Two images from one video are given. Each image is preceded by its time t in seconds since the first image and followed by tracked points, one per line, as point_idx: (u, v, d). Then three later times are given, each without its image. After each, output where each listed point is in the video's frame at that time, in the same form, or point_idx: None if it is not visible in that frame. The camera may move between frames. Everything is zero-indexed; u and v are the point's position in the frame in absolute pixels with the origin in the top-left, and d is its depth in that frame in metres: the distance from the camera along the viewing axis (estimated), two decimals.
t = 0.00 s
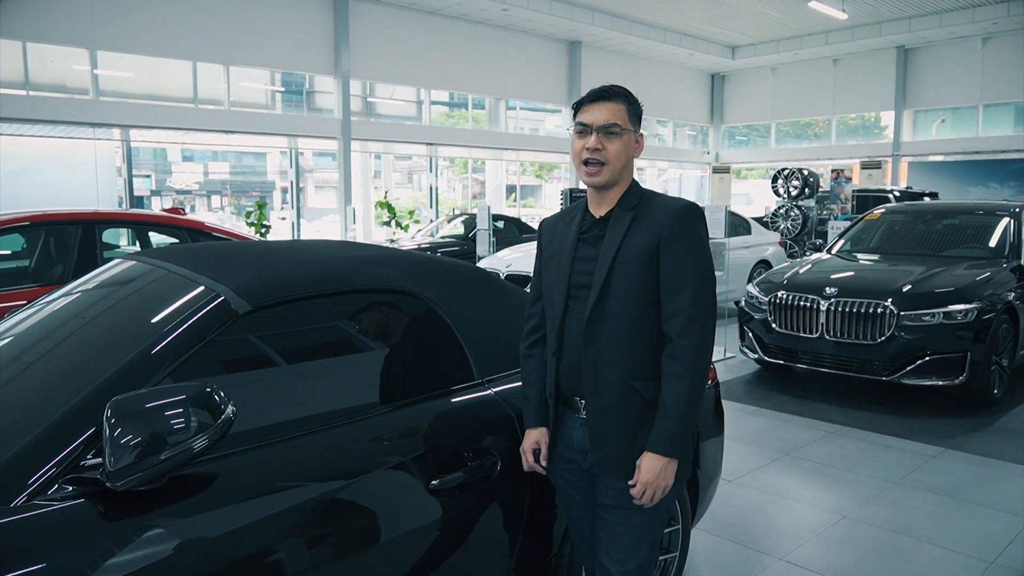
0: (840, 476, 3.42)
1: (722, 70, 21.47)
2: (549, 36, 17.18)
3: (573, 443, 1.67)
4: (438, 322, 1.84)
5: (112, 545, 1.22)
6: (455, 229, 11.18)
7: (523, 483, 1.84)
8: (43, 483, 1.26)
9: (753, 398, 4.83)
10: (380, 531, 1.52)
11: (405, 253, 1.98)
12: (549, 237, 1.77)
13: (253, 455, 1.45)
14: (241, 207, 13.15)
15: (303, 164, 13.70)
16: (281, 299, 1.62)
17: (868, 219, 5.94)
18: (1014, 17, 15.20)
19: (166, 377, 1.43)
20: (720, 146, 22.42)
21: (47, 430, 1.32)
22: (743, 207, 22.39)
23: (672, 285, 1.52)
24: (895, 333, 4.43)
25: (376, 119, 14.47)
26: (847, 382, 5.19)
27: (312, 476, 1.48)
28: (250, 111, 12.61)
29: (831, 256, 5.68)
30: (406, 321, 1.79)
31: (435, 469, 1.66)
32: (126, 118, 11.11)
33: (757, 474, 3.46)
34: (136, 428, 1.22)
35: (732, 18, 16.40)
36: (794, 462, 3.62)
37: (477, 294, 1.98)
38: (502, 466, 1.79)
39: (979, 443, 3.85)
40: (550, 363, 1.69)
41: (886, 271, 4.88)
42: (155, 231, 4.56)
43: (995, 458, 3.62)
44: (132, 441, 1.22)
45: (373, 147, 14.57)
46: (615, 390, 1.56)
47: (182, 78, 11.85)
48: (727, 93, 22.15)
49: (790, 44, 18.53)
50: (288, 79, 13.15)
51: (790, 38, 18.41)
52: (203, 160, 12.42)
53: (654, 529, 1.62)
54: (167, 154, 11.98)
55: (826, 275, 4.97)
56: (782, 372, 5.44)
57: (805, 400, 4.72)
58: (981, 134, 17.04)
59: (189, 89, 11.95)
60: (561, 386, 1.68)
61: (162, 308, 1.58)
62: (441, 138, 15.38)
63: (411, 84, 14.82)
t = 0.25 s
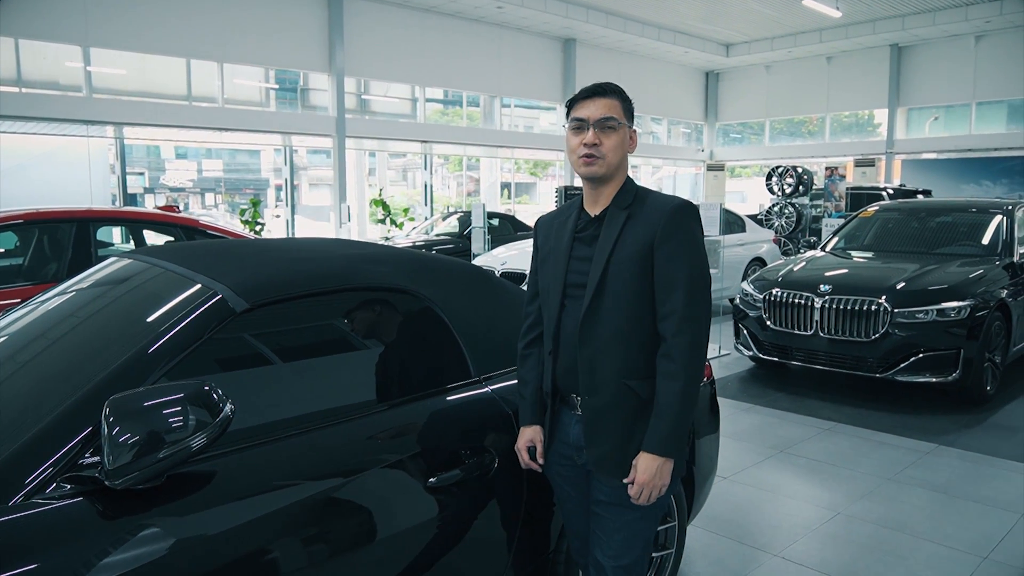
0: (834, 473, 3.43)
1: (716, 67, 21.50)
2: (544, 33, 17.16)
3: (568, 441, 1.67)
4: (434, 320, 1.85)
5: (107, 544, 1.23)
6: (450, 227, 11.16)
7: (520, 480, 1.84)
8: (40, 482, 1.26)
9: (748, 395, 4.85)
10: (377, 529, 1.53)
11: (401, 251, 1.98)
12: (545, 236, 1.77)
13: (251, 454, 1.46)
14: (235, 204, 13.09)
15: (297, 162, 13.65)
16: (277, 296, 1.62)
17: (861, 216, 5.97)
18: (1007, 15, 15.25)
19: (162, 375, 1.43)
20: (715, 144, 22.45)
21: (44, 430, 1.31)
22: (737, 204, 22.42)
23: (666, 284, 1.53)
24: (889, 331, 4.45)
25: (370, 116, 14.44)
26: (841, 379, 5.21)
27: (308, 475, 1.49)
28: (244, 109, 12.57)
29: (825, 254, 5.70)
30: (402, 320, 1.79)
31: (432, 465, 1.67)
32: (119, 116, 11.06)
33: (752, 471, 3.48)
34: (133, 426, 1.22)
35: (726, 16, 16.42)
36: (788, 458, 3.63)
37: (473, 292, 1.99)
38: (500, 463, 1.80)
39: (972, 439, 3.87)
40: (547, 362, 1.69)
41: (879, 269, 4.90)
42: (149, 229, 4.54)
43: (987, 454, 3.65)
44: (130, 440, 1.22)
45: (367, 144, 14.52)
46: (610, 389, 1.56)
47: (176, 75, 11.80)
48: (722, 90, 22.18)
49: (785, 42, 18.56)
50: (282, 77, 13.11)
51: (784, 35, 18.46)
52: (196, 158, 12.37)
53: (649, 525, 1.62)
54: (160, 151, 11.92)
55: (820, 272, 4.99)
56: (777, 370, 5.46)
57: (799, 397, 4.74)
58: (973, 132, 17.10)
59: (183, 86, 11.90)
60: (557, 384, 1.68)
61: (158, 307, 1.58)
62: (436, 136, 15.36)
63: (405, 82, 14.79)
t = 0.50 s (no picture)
0: (830, 470, 3.45)
1: (712, 65, 21.52)
2: (540, 31, 17.16)
3: (566, 441, 1.67)
4: (432, 320, 1.85)
5: (104, 544, 1.23)
6: (447, 225, 11.15)
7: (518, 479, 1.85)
8: (38, 482, 1.26)
9: (745, 393, 4.86)
10: (373, 528, 1.53)
11: (398, 251, 1.99)
12: (541, 237, 1.76)
13: (249, 453, 1.46)
14: (232, 203, 13.06)
15: (294, 161, 13.63)
16: (276, 296, 1.62)
17: (857, 215, 5.99)
18: (1002, 13, 15.29)
19: (161, 375, 1.43)
20: (711, 142, 22.47)
21: (43, 430, 1.32)
22: (734, 202, 22.44)
23: (666, 285, 1.54)
24: (885, 328, 4.47)
25: (366, 114, 14.45)
26: (838, 377, 5.23)
27: (307, 474, 1.49)
28: (240, 107, 12.56)
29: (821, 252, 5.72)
30: (400, 319, 1.80)
31: (430, 464, 1.67)
32: (115, 114, 11.04)
33: (749, 469, 3.49)
34: (132, 426, 1.22)
35: (723, 14, 16.44)
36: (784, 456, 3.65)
37: (470, 291, 1.99)
38: (498, 461, 1.81)
39: (967, 437, 3.89)
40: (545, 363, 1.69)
41: (875, 266, 4.92)
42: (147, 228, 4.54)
43: (984, 451, 3.66)
44: (129, 440, 1.22)
45: (363, 142, 14.51)
46: (610, 388, 1.57)
47: (172, 74, 11.78)
48: (718, 88, 22.21)
49: (781, 40, 18.59)
50: (278, 75, 13.09)
51: (780, 34, 18.48)
52: (193, 156, 12.34)
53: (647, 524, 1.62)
54: (156, 150, 11.88)
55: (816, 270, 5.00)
56: (774, 367, 5.47)
57: (796, 395, 4.76)
58: (969, 129, 17.15)
59: (179, 85, 11.87)
60: (556, 385, 1.68)
61: (156, 307, 1.58)
62: (432, 134, 15.36)
63: (402, 80, 14.79)
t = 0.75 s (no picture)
0: (825, 467, 3.46)
1: (708, 63, 21.54)
2: (537, 29, 17.14)
3: (565, 444, 1.64)
4: (430, 319, 1.85)
5: (98, 542, 1.23)
6: (443, 223, 11.13)
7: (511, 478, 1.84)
8: (33, 480, 1.26)
9: (740, 390, 4.87)
10: (370, 525, 1.53)
11: (392, 249, 1.97)
12: (535, 238, 1.73)
13: (245, 451, 1.46)
14: (227, 201, 13.03)
15: (290, 159, 13.60)
16: (274, 294, 1.62)
17: (853, 213, 6.00)
18: (997, 11, 15.33)
19: (157, 373, 1.43)
20: (707, 140, 22.49)
21: (38, 427, 1.31)
22: (730, 200, 22.47)
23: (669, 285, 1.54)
24: (880, 326, 4.48)
25: (363, 113, 14.44)
26: (833, 375, 5.24)
27: (304, 472, 1.49)
28: (236, 105, 12.52)
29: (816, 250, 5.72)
30: (396, 317, 1.80)
31: (426, 463, 1.67)
32: (110, 112, 11.01)
33: (744, 466, 3.50)
34: (128, 424, 1.22)
35: (719, 12, 16.45)
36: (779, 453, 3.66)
37: (464, 290, 1.98)
38: (493, 460, 1.81)
39: (962, 434, 3.91)
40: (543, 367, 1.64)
41: (871, 265, 4.93)
42: (142, 226, 4.54)
43: (978, 448, 3.68)
44: (125, 437, 1.22)
45: (359, 140, 14.49)
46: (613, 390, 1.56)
47: (167, 71, 11.74)
48: (714, 86, 22.22)
49: (777, 38, 18.60)
50: (274, 73, 13.07)
51: (776, 32, 18.49)
52: (188, 154, 12.31)
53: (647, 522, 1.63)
54: (151, 147, 11.84)
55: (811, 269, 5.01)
56: (769, 365, 5.49)
57: (791, 393, 4.77)
58: (964, 128, 17.22)
59: (174, 83, 11.84)
60: (556, 388, 1.63)
61: (152, 304, 1.58)
62: (429, 132, 15.35)
63: (398, 78, 14.77)
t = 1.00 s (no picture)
0: (822, 466, 3.46)
1: (706, 62, 21.55)
2: (534, 28, 17.12)
3: (561, 447, 1.63)
4: (429, 318, 1.86)
5: (95, 543, 1.23)
6: (440, 223, 11.13)
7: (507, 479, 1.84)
8: (28, 481, 1.25)
9: (737, 389, 4.88)
10: (367, 525, 1.53)
11: (391, 248, 1.98)
12: (526, 239, 1.71)
13: (241, 451, 1.46)
14: (224, 199, 12.99)
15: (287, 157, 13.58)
16: (272, 294, 1.62)
17: (849, 212, 6.01)
18: (994, 10, 15.35)
19: (153, 373, 1.43)
20: (704, 139, 22.51)
21: (35, 429, 1.31)
22: (727, 199, 22.48)
23: (663, 284, 1.54)
24: (877, 325, 4.49)
25: (360, 111, 14.43)
26: (830, 374, 5.25)
27: (302, 471, 1.49)
28: (233, 104, 12.50)
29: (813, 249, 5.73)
30: (392, 317, 1.79)
31: (424, 464, 1.68)
32: (106, 110, 10.99)
33: (741, 465, 3.51)
34: (124, 425, 1.22)
35: (716, 11, 16.46)
36: (776, 452, 3.67)
37: (462, 289, 1.98)
38: (491, 460, 1.81)
39: (958, 432, 3.91)
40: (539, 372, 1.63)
41: (867, 264, 4.93)
42: (139, 225, 4.54)
43: (974, 447, 3.69)
44: (121, 438, 1.22)
45: (356, 139, 14.48)
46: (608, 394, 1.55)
47: (164, 70, 11.72)
48: (711, 86, 22.23)
49: (774, 37, 18.60)
50: (271, 71, 13.05)
51: (773, 31, 18.51)
52: (184, 153, 12.28)
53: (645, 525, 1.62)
54: (148, 146, 11.81)
55: (808, 268, 5.02)
56: (766, 364, 5.50)
57: (789, 392, 4.77)
58: (961, 127, 17.26)
59: (171, 81, 11.82)
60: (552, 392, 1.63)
61: (150, 303, 1.58)
62: (426, 131, 15.34)
63: (395, 77, 14.77)
